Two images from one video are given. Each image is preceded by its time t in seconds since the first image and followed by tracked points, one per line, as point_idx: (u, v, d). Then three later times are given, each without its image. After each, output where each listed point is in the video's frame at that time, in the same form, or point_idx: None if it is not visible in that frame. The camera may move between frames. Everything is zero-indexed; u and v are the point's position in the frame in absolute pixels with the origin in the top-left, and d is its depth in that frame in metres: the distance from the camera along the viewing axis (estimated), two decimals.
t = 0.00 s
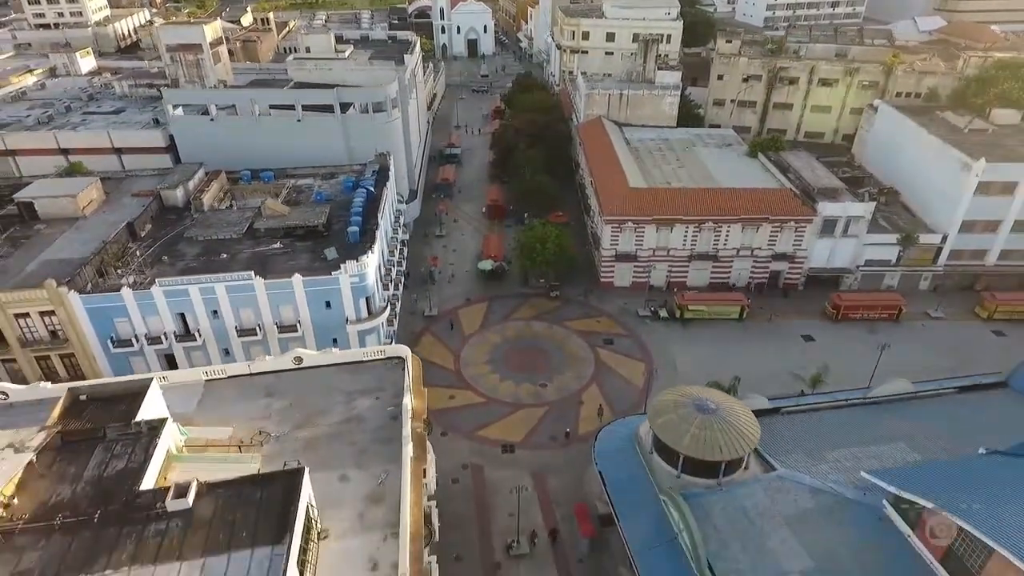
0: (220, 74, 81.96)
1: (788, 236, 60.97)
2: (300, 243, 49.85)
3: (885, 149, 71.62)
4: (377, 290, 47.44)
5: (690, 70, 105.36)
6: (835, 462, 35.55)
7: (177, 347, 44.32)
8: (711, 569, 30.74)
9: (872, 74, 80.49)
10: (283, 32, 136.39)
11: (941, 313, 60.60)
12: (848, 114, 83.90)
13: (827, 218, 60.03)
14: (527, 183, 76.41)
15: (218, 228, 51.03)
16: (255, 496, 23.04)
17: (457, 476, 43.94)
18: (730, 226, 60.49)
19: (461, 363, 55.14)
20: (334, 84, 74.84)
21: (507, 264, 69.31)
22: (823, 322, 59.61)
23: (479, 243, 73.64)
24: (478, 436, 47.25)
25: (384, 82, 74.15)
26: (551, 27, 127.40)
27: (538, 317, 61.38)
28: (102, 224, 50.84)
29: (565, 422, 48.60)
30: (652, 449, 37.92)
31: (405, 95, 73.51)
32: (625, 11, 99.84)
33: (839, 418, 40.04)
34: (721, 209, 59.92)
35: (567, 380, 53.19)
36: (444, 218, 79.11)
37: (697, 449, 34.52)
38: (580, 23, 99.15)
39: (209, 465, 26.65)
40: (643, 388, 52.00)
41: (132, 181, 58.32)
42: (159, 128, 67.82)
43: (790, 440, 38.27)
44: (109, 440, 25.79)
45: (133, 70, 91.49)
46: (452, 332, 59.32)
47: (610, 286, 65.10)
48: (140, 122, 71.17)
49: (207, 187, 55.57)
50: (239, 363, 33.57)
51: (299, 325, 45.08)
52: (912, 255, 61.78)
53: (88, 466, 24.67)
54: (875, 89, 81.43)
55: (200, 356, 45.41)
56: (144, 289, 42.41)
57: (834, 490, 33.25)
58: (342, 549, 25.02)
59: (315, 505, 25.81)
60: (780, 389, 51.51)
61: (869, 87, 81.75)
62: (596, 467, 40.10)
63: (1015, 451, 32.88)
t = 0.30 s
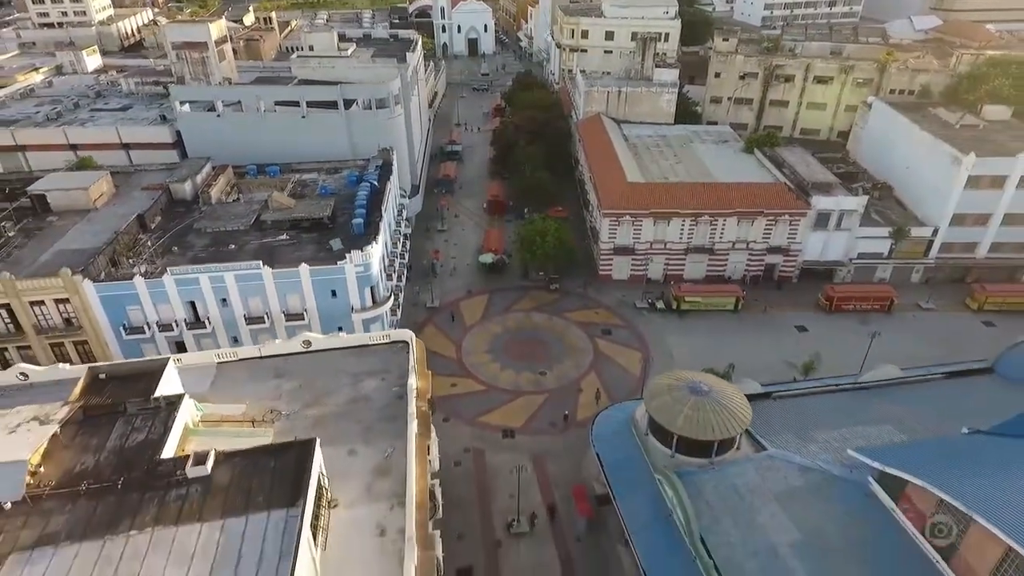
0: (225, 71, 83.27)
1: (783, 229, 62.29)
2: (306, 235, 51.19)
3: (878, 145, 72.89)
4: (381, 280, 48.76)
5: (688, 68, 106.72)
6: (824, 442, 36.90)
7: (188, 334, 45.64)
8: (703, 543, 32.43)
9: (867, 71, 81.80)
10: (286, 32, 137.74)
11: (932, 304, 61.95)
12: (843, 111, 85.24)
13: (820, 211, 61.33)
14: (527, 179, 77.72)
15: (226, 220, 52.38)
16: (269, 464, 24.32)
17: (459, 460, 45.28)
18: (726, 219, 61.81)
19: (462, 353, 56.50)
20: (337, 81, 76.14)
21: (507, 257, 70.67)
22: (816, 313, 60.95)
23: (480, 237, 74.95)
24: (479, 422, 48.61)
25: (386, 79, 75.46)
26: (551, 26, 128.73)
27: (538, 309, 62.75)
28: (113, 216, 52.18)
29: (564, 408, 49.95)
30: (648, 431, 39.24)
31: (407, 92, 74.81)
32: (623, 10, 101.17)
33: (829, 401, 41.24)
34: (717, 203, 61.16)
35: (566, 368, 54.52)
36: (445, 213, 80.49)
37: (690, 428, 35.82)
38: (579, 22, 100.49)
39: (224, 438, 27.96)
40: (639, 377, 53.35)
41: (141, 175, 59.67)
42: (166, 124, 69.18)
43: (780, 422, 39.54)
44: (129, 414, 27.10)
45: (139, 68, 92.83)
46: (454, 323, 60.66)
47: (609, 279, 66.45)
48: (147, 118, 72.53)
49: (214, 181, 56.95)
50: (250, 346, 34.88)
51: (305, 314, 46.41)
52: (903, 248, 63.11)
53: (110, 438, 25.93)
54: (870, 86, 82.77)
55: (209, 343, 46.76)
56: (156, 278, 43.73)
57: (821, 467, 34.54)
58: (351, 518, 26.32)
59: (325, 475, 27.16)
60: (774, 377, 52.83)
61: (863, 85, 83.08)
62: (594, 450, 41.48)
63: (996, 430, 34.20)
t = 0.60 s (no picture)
0: (232, 68, 84.99)
1: (776, 220, 64.02)
2: (313, 224, 52.93)
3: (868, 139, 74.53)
4: (386, 267, 50.51)
5: (686, 65, 108.47)
6: (810, 418, 38.66)
7: (200, 318, 47.44)
8: (694, 510, 33.99)
9: (860, 67, 83.53)
10: (289, 30, 139.39)
11: (921, 293, 63.75)
12: (837, 107, 86.99)
13: (812, 202, 63.05)
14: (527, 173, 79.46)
15: (236, 210, 54.16)
16: (287, 427, 26.13)
17: (461, 439, 47.06)
18: (721, 211, 63.52)
19: (464, 339, 58.30)
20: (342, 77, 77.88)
21: (508, 248, 72.45)
22: (808, 301, 62.75)
23: (481, 229, 76.73)
24: (481, 404, 50.38)
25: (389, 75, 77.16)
26: (551, 24, 130.49)
27: (538, 298, 64.54)
28: (127, 205, 53.94)
29: (563, 391, 51.73)
30: (642, 407, 41.08)
31: (410, 87, 76.50)
32: (622, 9, 102.91)
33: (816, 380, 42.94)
34: (713, 195, 62.91)
35: (565, 354, 56.30)
36: (447, 206, 82.26)
37: (682, 403, 37.60)
38: (578, 20, 102.17)
39: (242, 406, 29.73)
40: (636, 361, 55.11)
41: (152, 167, 61.44)
42: (175, 118, 70.94)
43: (770, 400, 41.19)
44: (153, 382, 28.87)
45: (146, 65, 94.55)
46: (456, 311, 62.47)
47: (607, 269, 68.21)
48: (157, 113, 74.27)
49: (224, 172, 58.77)
50: (264, 325, 36.64)
51: (314, 299, 48.19)
52: (893, 239, 64.87)
53: (137, 404, 27.69)
54: (863, 82, 84.53)
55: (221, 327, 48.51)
56: (170, 263, 45.49)
57: (807, 440, 36.34)
58: (362, 479, 28.10)
59: (338, 440, 28.95)
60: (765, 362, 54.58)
61: (856, 81, 84.85)
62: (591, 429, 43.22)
63: (973, 403, 35.91)
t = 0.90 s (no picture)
0: (237, 65, 86.49)
1: (770, 213, 65.60)
2: (319, 215, 54.44)
3: (861, 135, 75.93)
4: (390, 257, 52.02)
5: (683, 63, 110.03)
6: (799, 399, 40.21)
7: (211, 306, 49.00)
8: (686, 485, 35.47)
9: (854, 64, 85.09)
10: (292, 29, 140.88)
11: (911, 284, 65.37)
12: (831, 103, 88.53)
13: (805, 195, 64.54)
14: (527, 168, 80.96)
15: (244, 202, 55.68)
16: (301, 398, 27.68)
17: (463, 422, 48.58)
18: (716, 204, 65.07)
19: (466, 329, 59.88)
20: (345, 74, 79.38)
21: (508, 242, 74.04)
22: (801, 292, 64.32)
23: (482, 223, 78.28)
24: (482, 389, 51.91)
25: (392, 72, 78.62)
26: (551, 23, 132.03)
27: (537, 289, 66.12)
28: (138, 197, 55.45)
29: (562, 377, 53.29)
30: (638, 389, 42.62)
31: (411, 84, 77.96)
32: (620, 7, 104.39)
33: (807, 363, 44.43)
34: (708, 189, 64.42)
35: (564, 342, 57.87)
36: (448, 201, 83.83)
37: (677, 384, 39.11)
38: (577, 19, 103.68)
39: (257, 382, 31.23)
40: (632, 349, 56.66)
41: (161, 161, 63.01)
42: (183, 114, 72.50)
43: (761, 383, 42.67)
44: (173, 358, 30.41)
45: (153, 62, 96.05)
46: (457, 301, 64.05)
47: (605, 262, 69.78)
48: (164, 109, 75.80)
49: (231, 165, 60.34)
50: (274, 309, 38.19)
51: (320, 287, 49.68)
52: (884, 232, 66.43)
53: (158, 378, 29.22)
54: (856, 79, 86.07)
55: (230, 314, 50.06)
56: (182, 252, 47.00)
57: (795, 419, 37.89)
58: (371, 448, 29.65)
59: (348, 414, 30.49)
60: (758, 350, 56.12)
61: (850, 78, 86.39)
62: (589, 411, 44.71)
63: (954, 382, 37.40)
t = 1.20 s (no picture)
0: (243, 62, 88.19)
1: (764, 205, 67.34)
2: (326, 205, 56.18)
3: (853, 129, 77.51)
4: (395, 245, 53.72)
5: (680, 60, 111.79)
6: (788, 378, 41.96)
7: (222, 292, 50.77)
8: (679, 457, 37.25)
9: (847, 61, 86.76)
10: (294, 27, 142.54)
11: (901, 274, 67.12)
12: (826, 99, 90.21)
13: (798, 187, 66.25)
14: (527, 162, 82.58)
15: (253, 193, 57.38)
16: (314, 369, 29.49)
17: (465, 404, 50.39)
18: (711, 196, 66.79)
19: (468, 316, 61.64)
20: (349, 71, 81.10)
21: (509, 234, 75.82)
22: (793, 281, 66.07)
23: (483, 216, 80.03)
24: (484, 373, 53.68)
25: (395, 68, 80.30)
26: (551, 21, 133.60)
27: (537, 278, 67.90)
28: (150, 188, 57.19)
29: (561, 361, 55.05)
30: (634, 369, 44.36)
31: (414, 80, 79.66)
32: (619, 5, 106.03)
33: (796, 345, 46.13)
34: (702, 180, 66.15)
35: (563, 329, 59.64)
36: (450, 195, 85.60)
37: (670, 363, 40.83)
38: (577, 17, 105.55)
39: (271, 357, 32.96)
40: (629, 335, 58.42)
41: (171, 154, 64.76)
42: (191, 109, 74.26)
43: (751, 364, 44.39)
44: (193, 333, 32.19)
45: (160, 59, 97.80)
46: (460, 290, 65.82)
47: (603, 253, 71.55)
48: (172, 104, 77.54)
49: (240, 158, 62.11)
50: (286, 291, 39.94)
51: (327, 274, 51.39)
52: (875, 223, 68.16)
53: (179, 350, 30.99)
54: (850, 75, 87.71)
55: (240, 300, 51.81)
56: (195, 239, 48.72)
57: (783, 396, 39.65)
58: (381, 418, 31.40)
59: (358, 387, 32.18)
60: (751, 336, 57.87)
61: (844, 74, 88.02)
62: (587, 392, 46.50)
63: (936, 361, 39.15)
